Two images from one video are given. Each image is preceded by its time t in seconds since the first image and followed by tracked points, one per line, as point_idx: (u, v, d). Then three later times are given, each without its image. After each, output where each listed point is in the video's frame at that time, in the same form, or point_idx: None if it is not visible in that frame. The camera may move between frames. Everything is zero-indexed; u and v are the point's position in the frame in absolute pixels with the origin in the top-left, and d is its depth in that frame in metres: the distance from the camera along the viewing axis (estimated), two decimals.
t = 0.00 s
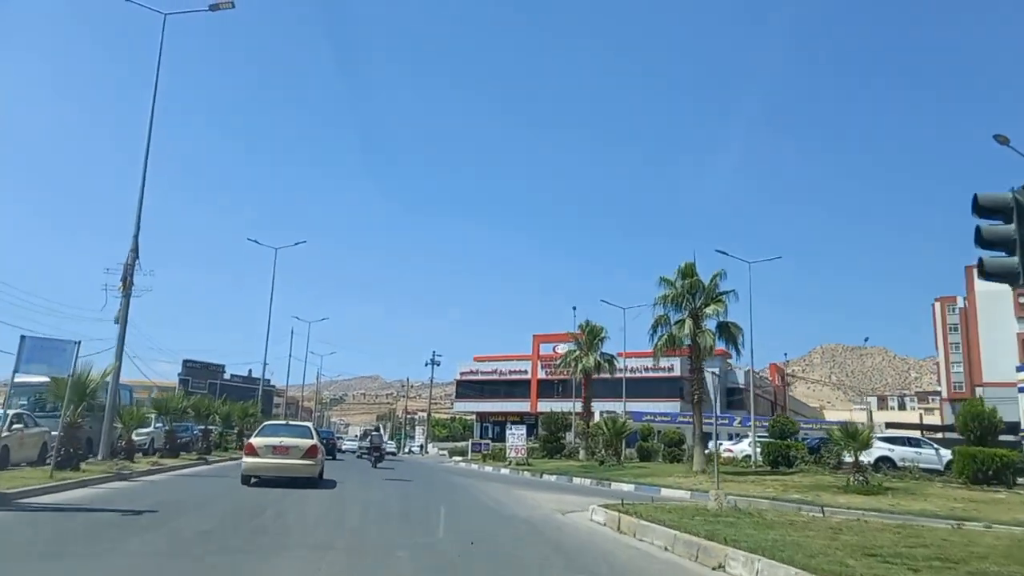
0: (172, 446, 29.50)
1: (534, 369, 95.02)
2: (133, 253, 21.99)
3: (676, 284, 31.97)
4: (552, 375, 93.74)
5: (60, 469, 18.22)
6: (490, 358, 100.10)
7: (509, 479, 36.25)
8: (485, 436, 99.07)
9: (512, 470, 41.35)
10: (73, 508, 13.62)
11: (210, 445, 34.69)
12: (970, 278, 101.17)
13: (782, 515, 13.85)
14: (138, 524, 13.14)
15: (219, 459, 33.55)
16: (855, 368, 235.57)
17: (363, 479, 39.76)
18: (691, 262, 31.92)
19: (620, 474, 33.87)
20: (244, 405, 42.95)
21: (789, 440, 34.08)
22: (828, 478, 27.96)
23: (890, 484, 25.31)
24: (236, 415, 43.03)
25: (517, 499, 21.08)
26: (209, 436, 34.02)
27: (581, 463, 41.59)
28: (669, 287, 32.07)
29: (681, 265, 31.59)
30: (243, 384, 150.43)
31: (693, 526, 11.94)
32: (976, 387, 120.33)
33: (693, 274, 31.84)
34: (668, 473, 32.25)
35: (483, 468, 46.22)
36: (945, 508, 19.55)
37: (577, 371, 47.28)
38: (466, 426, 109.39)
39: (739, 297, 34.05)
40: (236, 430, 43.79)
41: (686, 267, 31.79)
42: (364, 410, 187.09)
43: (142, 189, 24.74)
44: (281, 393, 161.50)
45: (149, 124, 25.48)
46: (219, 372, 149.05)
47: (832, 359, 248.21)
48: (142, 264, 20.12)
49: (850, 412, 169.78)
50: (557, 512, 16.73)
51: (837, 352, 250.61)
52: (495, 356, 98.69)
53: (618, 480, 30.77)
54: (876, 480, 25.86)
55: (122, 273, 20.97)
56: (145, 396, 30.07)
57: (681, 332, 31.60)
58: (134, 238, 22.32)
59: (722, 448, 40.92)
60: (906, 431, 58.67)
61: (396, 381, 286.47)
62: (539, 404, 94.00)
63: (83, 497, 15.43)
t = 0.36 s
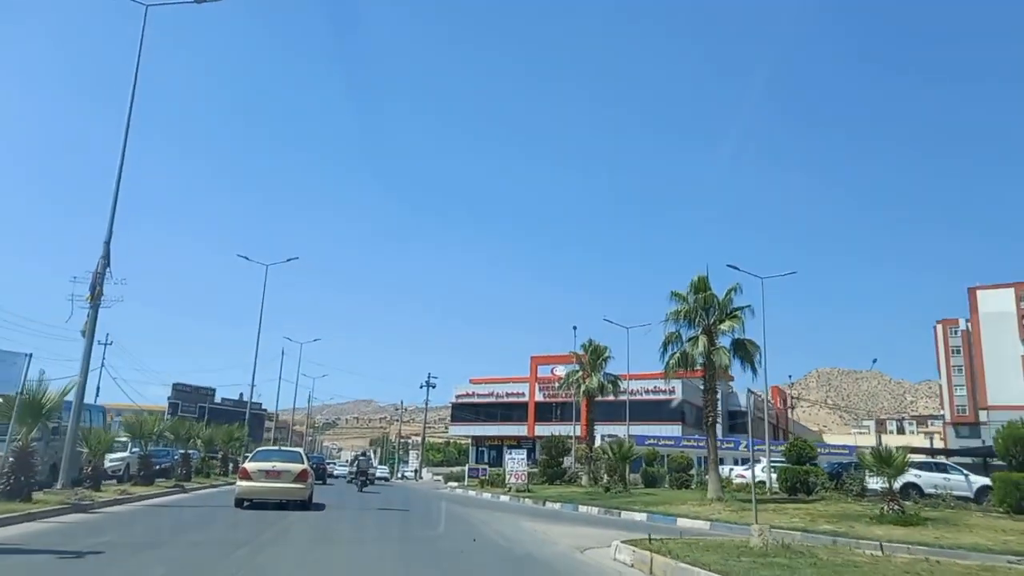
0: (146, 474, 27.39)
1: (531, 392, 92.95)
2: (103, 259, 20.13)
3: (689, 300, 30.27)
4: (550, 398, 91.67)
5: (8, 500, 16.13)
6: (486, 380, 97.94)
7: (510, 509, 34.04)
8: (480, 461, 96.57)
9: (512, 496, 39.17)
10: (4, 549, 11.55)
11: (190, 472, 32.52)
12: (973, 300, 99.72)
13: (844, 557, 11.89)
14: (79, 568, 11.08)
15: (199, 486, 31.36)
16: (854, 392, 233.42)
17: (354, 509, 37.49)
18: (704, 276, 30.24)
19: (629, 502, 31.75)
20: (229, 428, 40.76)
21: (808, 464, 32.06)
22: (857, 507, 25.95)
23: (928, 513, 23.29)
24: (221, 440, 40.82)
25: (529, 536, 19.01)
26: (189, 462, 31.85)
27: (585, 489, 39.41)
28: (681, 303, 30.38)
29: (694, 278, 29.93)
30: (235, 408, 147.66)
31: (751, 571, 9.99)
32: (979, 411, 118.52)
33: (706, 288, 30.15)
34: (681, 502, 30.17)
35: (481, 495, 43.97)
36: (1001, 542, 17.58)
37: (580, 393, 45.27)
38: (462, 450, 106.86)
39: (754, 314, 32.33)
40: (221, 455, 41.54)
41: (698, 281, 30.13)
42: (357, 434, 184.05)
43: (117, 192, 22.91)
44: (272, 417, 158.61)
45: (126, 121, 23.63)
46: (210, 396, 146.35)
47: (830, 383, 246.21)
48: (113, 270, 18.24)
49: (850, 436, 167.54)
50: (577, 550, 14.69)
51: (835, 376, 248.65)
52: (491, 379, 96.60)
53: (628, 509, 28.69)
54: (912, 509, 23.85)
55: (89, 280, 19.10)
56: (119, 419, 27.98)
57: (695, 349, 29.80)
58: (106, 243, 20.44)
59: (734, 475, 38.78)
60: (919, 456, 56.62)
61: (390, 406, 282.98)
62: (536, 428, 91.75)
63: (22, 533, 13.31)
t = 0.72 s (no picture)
0: (126, 477, 25.73)
1: (532, 392, 91.30)
2: (73, 245, 18.65)
3: (704, 293, 28.65)
4: (550, 399, 90.03)
5: None
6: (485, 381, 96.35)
7: (514, 515, 32.41)
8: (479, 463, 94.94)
9: (515, 501, 37.54)
10: None
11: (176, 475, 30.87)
12: (978, 300, 97.73)
13: None
14: None
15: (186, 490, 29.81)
16: (854, 393, 232.02)
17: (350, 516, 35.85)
18: (720, 267, 28.63)
19: (640, 507, 30.10)
20: (220, 429, 39.17)
21: (826, 468, 30.51)
22: (886, 514, 24.42)
23: (965, 520, 21.74)
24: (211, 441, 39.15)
25: (544, 549, 17.48)
26: (175, 464, 30.41)
27: (592, 493, 37.80)
28: (695, 296, 28.77)
29: (709, 270, 28.33)
30: (231, 409, 146.01)
31: None
32: (984, 412, 116.87)
33: (723, 280, 28.52)
34: (695, 507, 28.57)
35: (482, 499, 42.34)
36: None
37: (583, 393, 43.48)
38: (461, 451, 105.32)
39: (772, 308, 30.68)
40: (211, 456, 39.92)
41: (714, 273, 28.50)
42: (354, 436, 182.20)
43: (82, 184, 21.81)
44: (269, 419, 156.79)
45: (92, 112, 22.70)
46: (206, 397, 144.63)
47: (830, 384, 244.82)
48: (81, 254, 16.62)
49: (852, 437, 165.93)
50: (602, 569, 13.34)
51: (835, 377, 247.29)
52: (491, 379, 94.92)
53: (641, 515, 27.11)
54: (950, 516, 22.28)
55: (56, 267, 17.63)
56: (98, 419, 26.33)
57: (710, 345, 28.21)
58: (75, 227, 18.85)
59: (748, 478, 37.13)
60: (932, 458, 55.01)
61: (388, 407, 281.13)
62: (536, 429, 90.12)
63: None
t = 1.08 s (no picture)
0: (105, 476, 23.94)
1: (536, 385, 89.52)
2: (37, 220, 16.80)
3: (726, 276, 26.70)
4: (555, 391, 88.28)
5: None
6: (488, 373, 94.49)
7: (524, 513, 30.54)
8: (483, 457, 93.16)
9: (523, 497, 35.72)
10: None
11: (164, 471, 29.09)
12: (991, 289, 95.32)
13: None
14: None
15: (173, 488, 28.13)
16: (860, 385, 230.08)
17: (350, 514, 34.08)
18: (744, 248, 26.60)
19: (658, 503, 28.15)
20: (212, 423, 37.36)
21: (855, 462, 28.65)
22: (930, 511, 22.53)
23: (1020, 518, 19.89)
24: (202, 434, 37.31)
25: (564, 554, 15.69)
26: (163, 461, 28.77)
27: (604, 488, 35.92)
28: (717, 279, 26.81)
29: (733, 251, 26.34)
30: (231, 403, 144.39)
31: None
32: (995, 403, 115.12)
33: (746, 262, 26.51)
34: (718, 503, 26.66)
35: (489, 495, 40.53)
36: None
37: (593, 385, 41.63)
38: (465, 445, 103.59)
39: (800, 291, 28.61)
40: (204, 451, 38.17)
41: (737, 254, 26.49)
42: (356, 430, 180.66)
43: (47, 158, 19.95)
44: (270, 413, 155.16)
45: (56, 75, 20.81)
46: (207, 392, 142.93)
47: (835, 376, 242.91)
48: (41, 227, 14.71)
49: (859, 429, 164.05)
50: None
51: (841, 369, 245.29)
52: (494, 371, 93.15)
53: (661, 512, 25.19)
54: (1005, 514, 20.36)
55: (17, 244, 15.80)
56: (75, 412, 24.50)
57: (733, 331, 26.28)
58: (36, 200, 16.94)
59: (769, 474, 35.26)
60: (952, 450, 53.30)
61: (390, 401, 279.61)
62: (540, 422, 88.31)
63: None
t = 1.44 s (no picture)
0: (86, 477, 22.42)
1: (537, 380, 88.13)
2: None
3: (745, 260, 25.24)
4: (557, 386, 86.91)
5: None
6: (489, 369, 93.10)
7: (533, 512, 29.01)
8: (484, 454, 91.77)
9: (529, 495, 34.28)
10: None
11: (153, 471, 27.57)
12: (996, 280, 93.92)
13: None
14: None
15: (164, 489, 26.79)
16: (860, 379, 229.13)
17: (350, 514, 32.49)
18: (765, 229, 25.14)
19: (675, 502, 26.60)
20: (205, 420, 35.89)
21: (881, 455, 27.19)
22: (970, 510, 21.15)
23: None
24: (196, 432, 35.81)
25: (592, 562, 14.23)
26: (150, 460, 27.36)
27: (614, 485, 34.42)
28: (736, 263, 25.35)
29: (754, 233, 24.87)
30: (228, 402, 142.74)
31: None
32: (1000, 395, 114.00)
33: (767, 244, 25.05)
34: (739, 501, 25.14)
35: (494, 493, 39.04)
36: None
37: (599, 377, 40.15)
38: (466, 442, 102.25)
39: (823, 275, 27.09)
40: (198, 450, 36.66)
41: (758, 235, 25.05)
42: (355, 427, 179.31)
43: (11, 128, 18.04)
44: (269, 411, 153.75)
45: (23, 38, 18.79)
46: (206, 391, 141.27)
47: (836, 369, 241.86)
48: None
49: (862, 422, 163.11)
50: None
51: (842, 363, 244.30)
52: (495, 367, 91.76)
53: (680, 511, 23.65)
54: None
55: None
56: (53, 409, 23.00)
57: (755, 318, 24.84)
58: None
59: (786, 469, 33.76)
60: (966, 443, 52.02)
61: (389, 399, 278.02)
62: (542, 418, 86.93)
63: None
